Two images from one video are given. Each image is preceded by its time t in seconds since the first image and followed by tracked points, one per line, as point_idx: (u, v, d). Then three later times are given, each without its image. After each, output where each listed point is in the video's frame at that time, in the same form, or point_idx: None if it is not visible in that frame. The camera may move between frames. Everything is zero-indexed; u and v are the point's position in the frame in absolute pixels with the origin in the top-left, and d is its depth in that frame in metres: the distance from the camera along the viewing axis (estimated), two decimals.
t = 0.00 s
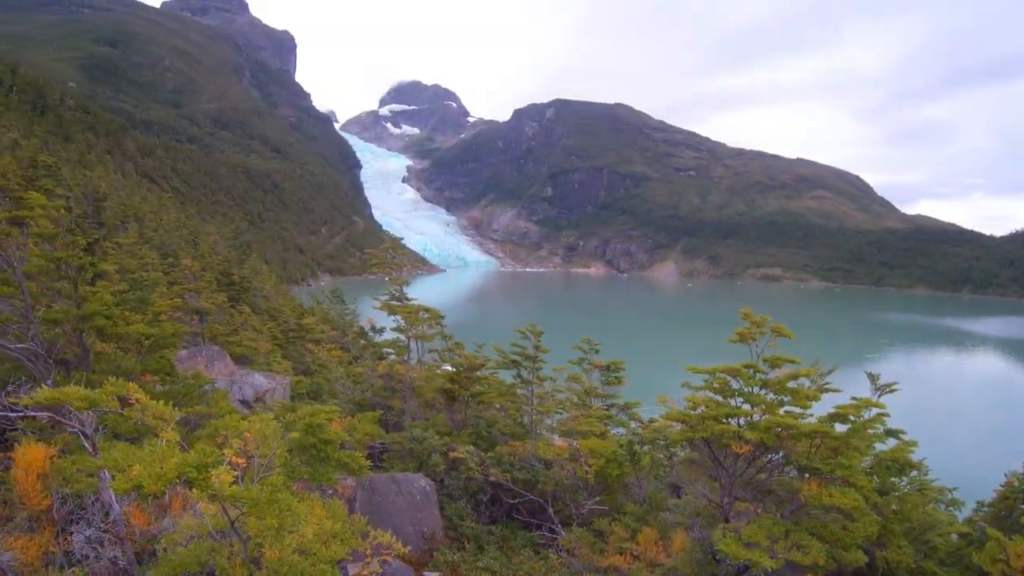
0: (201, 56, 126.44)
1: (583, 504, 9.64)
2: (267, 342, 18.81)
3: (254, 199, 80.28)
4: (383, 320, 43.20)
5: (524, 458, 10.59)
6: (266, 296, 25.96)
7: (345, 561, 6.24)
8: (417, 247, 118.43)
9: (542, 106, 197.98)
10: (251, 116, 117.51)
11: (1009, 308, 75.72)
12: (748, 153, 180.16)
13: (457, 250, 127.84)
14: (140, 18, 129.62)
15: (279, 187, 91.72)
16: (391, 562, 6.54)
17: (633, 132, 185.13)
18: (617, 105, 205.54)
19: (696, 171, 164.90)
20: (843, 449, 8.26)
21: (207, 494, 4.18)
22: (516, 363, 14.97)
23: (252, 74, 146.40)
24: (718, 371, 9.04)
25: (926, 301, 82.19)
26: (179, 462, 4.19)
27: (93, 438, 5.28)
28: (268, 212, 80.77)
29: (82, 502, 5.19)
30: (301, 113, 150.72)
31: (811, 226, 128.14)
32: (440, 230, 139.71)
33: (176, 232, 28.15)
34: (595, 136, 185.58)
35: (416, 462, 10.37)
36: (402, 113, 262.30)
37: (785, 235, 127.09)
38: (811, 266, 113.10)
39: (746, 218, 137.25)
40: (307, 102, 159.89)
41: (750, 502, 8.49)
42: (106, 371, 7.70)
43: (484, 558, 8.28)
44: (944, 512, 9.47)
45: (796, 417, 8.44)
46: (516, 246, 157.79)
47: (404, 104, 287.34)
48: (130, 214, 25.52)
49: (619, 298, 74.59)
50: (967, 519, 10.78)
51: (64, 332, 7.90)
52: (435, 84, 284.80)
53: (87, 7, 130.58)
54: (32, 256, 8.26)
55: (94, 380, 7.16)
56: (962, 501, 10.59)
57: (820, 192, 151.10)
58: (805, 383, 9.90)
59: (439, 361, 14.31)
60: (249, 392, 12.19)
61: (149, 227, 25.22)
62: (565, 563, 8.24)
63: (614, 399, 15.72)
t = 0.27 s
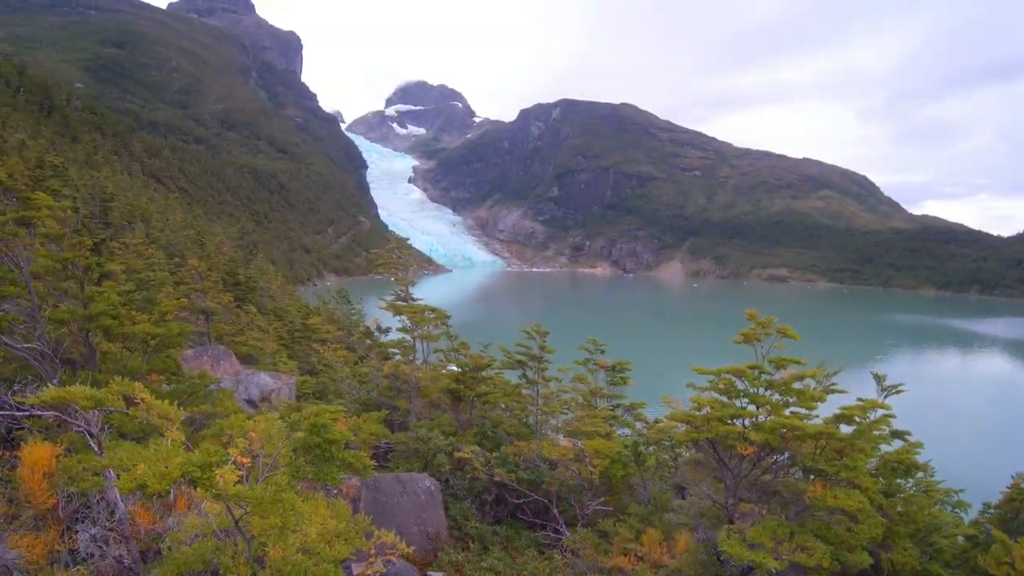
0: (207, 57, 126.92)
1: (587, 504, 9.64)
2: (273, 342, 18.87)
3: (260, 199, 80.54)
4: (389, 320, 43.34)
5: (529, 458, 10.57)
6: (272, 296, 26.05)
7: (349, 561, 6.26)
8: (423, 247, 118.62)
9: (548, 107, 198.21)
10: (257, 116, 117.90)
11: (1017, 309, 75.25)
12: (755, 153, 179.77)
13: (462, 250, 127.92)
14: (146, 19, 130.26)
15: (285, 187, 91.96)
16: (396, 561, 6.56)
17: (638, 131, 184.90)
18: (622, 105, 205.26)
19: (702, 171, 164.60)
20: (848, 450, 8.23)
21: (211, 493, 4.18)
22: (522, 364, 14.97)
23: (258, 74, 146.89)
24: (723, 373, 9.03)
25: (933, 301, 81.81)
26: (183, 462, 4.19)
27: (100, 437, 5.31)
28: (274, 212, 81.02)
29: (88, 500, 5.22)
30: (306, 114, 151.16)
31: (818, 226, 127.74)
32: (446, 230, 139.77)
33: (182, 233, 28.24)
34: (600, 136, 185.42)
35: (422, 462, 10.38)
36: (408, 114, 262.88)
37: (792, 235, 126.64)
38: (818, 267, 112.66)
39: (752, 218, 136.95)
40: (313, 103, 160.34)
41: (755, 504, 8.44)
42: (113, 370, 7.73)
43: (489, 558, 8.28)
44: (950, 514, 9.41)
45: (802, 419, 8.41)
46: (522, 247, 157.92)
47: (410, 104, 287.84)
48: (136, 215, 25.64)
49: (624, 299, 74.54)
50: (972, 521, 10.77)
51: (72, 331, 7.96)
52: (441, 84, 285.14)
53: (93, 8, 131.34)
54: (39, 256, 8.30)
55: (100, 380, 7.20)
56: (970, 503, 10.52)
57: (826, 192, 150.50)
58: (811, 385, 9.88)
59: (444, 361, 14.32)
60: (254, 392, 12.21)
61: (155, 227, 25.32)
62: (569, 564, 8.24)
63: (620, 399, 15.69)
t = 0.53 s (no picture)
0: (209, 57, 127.06)
1: (589, 505, 9.66)
2: (275, 342, 18.87)
3: (263, 199, 80.65)
4: (392, 320, 43.43)
5: (531, 458, 10.57)
6: (275, 296, 26.10)
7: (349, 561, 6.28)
8: (425, 247, 118.60)
9: (551, 107, 198.78)
10: (260, 116, 118.06)
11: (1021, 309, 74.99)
12: (758, 153, 179.60)
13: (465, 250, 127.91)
14: (149, 19, 130.55)
15: (288, 187, 92.06)
16: (395, 561, 6.57)
17: (641, 131, 184.79)
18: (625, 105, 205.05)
19: (704, 170, 164.46)
20: (849, 450, 8.21)
21: (209, 492, 4.18)
22: (523, 363, 14.97)
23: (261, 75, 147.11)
24: (724, 372, 9.03)
25: (936, 301, 81.59)
26: (180, 461, 4.19)
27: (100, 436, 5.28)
28: (277, 212, 81.12)
29: (88, 500, 5.26)
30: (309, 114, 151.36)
31: (820, 226, 127.60)
32: (449, 229, 139.83)
33: (186, 232, 28.26)
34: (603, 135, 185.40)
35: (423, 462, 10.40)
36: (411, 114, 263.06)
37: (795, 235, 126.38)
38: (821, 267, 112.42)
39: (755, 218, 136.81)
40: (315, 103, 160.52)
41: (756, 503, 8.43)
42: (114, 371, 7.72)
43: (489, 559, 8.24)
44: (952, 514, 9.39)
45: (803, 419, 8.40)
46: (525, 246, 158.00)
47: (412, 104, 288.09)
48: (140, 214, 25.68)
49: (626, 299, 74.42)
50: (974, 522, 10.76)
51: (73, 331, 7.95)
52: (444, 84, 285.25)
53: (96, 9, 131.61)
54: (41, 256, 8.28)
55: (101, 379, 7.20)
56: (970, 503, 10.49)
57: (829, 191, 150.19)
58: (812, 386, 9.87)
59: (446, 361, 14.31)
60: (257, 391, 12.21)
61: (158, 227, 25.36)
62: (570, 564, 8.24)
63: (622, 400, 15.68)
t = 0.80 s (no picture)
0: (210, 57, 127.16)
1: (586, 504, 9.64)
2: (275, 342, 18.90)
3: (263, 198, 80.76)
4: (390, 319, 43.52)
5: (529, 457, 10.56)
6: (275, 296, 26.19)
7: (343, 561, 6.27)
8: (426, 246, 118.64)
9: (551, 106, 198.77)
10: (261, 117, 118.21)
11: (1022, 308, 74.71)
12: (758, 152, 179.55)
13: (466, 249, 128.04)
14: (150, 19, 130.65)
15: (289, 187, 92.18)
16: (389, 561, 6.56)
17: (641, 131, 184.92)
18: (626, 104, 205.02)
19: (705, 169, 164.37)
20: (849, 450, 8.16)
21: (198, 491, 4.16)
22: (522, 363, 14.93)
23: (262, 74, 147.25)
24: (722, 372, 9.00)
25: (938, 300, 81.25)
26: (169, 459, 4.19)
27: (96, 434, 5.27)
28: (278, 212, 81.25)
29: (83, 498, 5.27)
30: (310, 114, 151.56)
31: (821, 225, 127.53)
32: (450, 228, 139.88)
33: (187, 232, 28.33)
34: (604, 135, 185.49)
35: (421, 461, 10.39)
36: (411, 113, 263.12)
37: (796, 234, 126.28)
38: (822, 266, 112.35)
39: (755, 217, 136.75)
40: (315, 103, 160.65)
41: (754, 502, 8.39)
42: (110, 370, 7.71)
43: (486, 557, 8.23)
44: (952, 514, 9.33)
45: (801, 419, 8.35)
46: (525, 246, 158.07)
47: (413, 104, 288.37)
48: (140, 214, 25.74)
49: (626, 298, 74.36)
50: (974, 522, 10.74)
51: (71, 331, 7.93)
52: (444, 84, 285.54)
53: (97, 9, 131.71)
54: (39, 256, 8.26)
55: (98, 379, 7.20)
56: (971, 503, 10.41)
57: (830, 191, 150.06)
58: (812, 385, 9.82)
59: (444, 361, 14.28)
60: (256, 391, 12.23)
61: (159, 227, 25.42)
62: (568, 564, 8.20)
63: (621, 399, 15.66)
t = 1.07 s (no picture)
0: (209, 57, 127.13)
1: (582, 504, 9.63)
2: (274, 342, 18.93)
3: (262, 198, 80.74)
4: (387, 319, 43.55)
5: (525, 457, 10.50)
6: (274, 296, 26.18)
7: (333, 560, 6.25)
8: (425, 246, 118.58)
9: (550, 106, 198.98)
10: (260, 117, 118.21)
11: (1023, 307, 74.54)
12: (758, 152, 179.64)
13: (466, 249, 128.00)
14: (149, 19, 130.58)
15: (288, 187, 92.13)
16: (382, 561, 6.55)
17: (641, 131, 185.06)
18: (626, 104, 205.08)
19: (704, 169, 164.49)
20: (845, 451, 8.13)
21: (186, 490, 4.10)
22: (519, 363, 14.91)
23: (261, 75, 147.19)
24: (717, 373, 8.99)
25: (938, 301, 81.06)
26: (154, 455, 4.13)
27: (87, 434, 5.25)
28: (277, 212, 81.24)
29: (74, 499, 5.24)
30: (309, 114, 151.54)
31: (820, 224, 127.59)
32: (450, 228, 139.71)
33: (186, 233, 28.33)
34: (603, 135, 185.70)
35: (417, 462, 10.34)
36: (411, 113, 263.25)
37: (795, 233, 126.21)
38: (821, 266, 112.30)
39: (755, 217, 136.79)
40: (315, 103, 160.69)
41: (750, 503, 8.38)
42: (105, 370, 7.67)
43: (481, 558, 8.18)
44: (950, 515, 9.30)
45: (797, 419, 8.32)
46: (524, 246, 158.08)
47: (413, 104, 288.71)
48: (140, 215, 25.73)
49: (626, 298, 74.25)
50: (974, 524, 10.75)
51: (67, 331, 7.90)
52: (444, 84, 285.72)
53: (96, 9, 131.71)
54: (36, 256, 8.22)
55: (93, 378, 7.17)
56: (969, 504, 10.38)
57: (829, 190, 150.17)
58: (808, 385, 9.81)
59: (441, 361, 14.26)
60: (253, 391, 12.21)
61: (158, 228, 25.43)
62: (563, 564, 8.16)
63: (619, 399, 15.65)
